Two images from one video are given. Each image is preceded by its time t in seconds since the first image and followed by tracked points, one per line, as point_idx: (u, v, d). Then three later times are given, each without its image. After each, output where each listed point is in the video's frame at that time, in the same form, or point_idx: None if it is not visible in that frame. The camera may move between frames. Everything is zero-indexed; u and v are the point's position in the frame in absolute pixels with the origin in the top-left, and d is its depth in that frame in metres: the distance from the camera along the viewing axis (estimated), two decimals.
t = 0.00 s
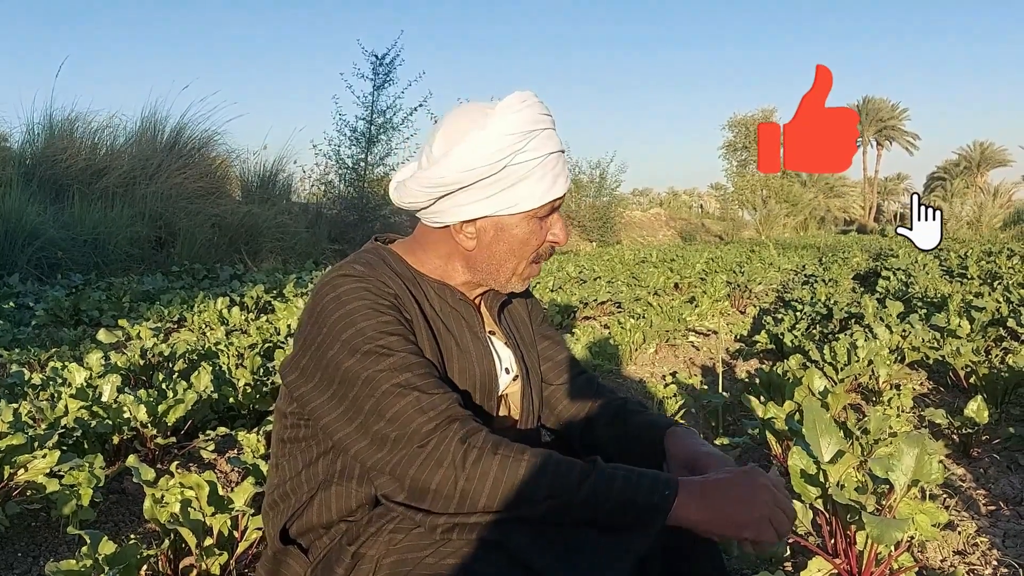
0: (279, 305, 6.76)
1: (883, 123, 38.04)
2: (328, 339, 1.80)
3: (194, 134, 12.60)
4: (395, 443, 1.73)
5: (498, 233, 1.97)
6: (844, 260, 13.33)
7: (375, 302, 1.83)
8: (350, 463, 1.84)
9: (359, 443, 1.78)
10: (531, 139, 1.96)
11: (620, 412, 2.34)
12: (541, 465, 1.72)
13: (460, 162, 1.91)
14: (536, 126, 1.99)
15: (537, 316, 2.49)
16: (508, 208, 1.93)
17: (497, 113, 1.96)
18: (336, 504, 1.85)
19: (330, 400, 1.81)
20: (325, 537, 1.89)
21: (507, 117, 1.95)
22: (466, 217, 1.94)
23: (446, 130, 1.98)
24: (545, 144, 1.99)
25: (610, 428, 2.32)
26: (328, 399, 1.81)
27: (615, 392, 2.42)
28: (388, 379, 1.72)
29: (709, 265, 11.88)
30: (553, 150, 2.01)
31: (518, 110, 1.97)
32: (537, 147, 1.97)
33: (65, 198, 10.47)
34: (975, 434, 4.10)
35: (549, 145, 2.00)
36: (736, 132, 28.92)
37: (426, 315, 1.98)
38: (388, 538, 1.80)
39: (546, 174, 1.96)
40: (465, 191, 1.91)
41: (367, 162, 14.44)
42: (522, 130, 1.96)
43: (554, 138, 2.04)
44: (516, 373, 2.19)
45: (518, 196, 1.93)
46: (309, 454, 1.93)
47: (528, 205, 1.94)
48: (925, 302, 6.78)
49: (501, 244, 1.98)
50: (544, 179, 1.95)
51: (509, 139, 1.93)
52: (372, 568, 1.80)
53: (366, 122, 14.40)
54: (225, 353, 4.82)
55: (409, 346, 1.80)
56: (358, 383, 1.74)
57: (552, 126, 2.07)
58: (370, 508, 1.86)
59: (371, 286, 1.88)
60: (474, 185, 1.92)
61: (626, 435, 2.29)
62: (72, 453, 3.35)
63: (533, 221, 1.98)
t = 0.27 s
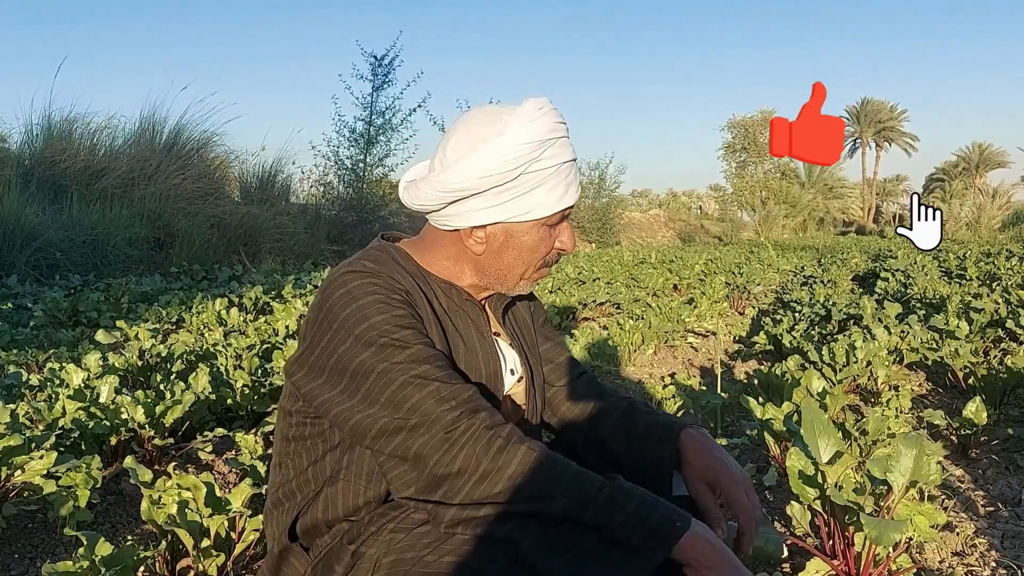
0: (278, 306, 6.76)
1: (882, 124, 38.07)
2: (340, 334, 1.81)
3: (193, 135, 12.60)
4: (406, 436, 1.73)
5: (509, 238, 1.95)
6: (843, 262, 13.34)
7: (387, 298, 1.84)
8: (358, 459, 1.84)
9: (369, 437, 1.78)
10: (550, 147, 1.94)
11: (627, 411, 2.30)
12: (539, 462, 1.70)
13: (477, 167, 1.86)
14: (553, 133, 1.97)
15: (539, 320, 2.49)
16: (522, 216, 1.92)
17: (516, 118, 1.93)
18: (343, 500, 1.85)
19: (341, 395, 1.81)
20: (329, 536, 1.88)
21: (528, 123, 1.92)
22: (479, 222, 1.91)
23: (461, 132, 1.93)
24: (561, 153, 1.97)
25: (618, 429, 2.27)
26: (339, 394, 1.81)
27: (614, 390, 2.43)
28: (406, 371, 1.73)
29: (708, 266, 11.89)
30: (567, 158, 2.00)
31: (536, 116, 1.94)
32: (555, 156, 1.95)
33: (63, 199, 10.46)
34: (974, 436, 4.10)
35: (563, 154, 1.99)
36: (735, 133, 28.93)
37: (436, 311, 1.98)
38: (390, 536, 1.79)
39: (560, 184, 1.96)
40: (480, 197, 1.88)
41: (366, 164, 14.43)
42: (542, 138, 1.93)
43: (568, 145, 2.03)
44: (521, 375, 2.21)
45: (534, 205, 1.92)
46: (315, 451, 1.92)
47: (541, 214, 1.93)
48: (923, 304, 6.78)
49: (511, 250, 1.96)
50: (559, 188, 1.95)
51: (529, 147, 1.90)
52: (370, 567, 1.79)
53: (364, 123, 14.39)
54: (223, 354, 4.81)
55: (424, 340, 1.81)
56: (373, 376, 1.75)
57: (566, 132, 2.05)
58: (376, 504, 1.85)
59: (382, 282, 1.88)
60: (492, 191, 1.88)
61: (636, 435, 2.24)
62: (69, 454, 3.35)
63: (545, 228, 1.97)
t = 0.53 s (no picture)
0: (277, 306, 6.76)
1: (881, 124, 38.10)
2: (367, 327, 1.76)
3: (192, 134, 12.59)
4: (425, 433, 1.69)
5: (527, 245, 1.94)
6: (842, 262, 13.35)
7: (416, 294, 1.80)
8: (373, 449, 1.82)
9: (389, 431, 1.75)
10: (570, 156, 1.92)
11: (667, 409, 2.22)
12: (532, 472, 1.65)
13: (494, 172, 1.86)
14: (576, 143, 1.95)
15: (558, 316, 2.47)
16: (539, 223, 1.90)
17: (539, 125, 1.92)
18: (350, 489, 1.86)
19: (363, 389, 1.76)
20: (330, 526, 1.86)
21: (549, 131, 1.91)
22: (494, 225, 1.91)
23: (484, 136, 1.93)
24: (583, 164, 1.95)
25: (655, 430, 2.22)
26: (361, 388, 1.77)
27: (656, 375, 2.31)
28: (434, 374, 1.68)
29: (707, 266, 11.90)
30: (590, 168, 1.98)
31: (560, 125, 1.93)
32: (576, 165, 1.93)
33: (62, 198, 10.45)
34: (972, 435, 4.10)
35: (586, 163, 1.97)
36: (734, 133, 28.95)
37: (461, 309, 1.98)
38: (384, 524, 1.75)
39: (581, 194, 1.94)
40: (497, 201, 1.88)
41: (366, 164, 14.40)
42: (563, 146, 1.91)
43: (594, 154, 2.00)
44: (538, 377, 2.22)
45: (551, 213, 1.90)
46: (330, 443, 1.88)
47: (559, 223, 1.91)
48: (922, 304, 6.79)
49: (525, 254, 1.95)
50: (578, 197, 1.92)
51: (549, 154, 1.89)
52: (353, 556, 1.76)
53: (363, 123, 14.38)
54: (221, 354, 4.81)
55: (455, 339, 1.76)
56: (401, 374, 1.70)
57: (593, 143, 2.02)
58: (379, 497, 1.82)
59: (410, 279, 1.85)
60: (509, 196, 1.87)
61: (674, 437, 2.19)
62: (68, 453, 3.35)
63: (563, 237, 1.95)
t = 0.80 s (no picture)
0: (275, 304, 6.76)
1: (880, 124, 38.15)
2: (422, 324, 1.69)
3: (190, 133, 12.57)
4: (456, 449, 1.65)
5: (586, 283, 1.77)
6: (840, 261, 13.38)
7: (476, 302, 1.73)
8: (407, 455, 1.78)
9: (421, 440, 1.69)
10: (645, 195, 1.73)
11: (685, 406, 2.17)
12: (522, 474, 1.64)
13: (560, 205, 1.68)
14: (655, 181, 1.75)
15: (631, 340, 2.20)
16: (602, 264, 1.73)
17: (615, 157, 1.71)
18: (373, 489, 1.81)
19: (403, 389, 1.70)
20: (342, 519, 1.82)
21: (629, 166, 1.71)
22: (553, 259, 1.74)
23: (554, 160, 1.74)
24: (658, 203, 1.75)
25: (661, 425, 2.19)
26: (402, 387, 1.70)
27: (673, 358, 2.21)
28: (480, 391, 1.64)
29: (704, 265, 11.91)
30: (665, 208, 1.78)
31: (639, 159, 1.72)
32: (651, 204, 1.74)
33: (60, 198, 10.44)
34: (970, 434, 4.10)
35: (663, 202, 1.77)
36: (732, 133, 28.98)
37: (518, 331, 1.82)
38: (400, 527, 1.72)
39: (651, 236, 1.75)
40: (559, 237, 1.71)
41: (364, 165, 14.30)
42: (640, 182, 1.72)
43: (673, 192, 1.80)
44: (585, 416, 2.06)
45: (617, 255, 1.72)
46: (362, 439, 1.82)
47: (625, 266, 1.74)
48: (920, 303, 6.80)
49: (586, 292, 1.78)
50: (649, 241, 1.74)
51: (623, 192, 1.70)
52: (360, 557, 1.73)
53: (362, 122, 14.37)
54: (219, 353, 4.80)
55: (506, 360, 1.71)
56: (446, 382, 1.65)
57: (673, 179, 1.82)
58: (396, 500, 1.79)
59: (476, 285, 1.77)
60: (573, 231, 1.69)
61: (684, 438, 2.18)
62: (65, 452, 3.34)
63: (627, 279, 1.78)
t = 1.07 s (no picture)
0: (274, 304, 6.75)
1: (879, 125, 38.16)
2: (473, 300, 1.73)
3: (189, 133, 12.56)
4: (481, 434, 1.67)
5: (663, 297, 1.77)
6: (838, 261, 13.38)
7: (528, 288, 1.75)
8: (437, 435, 1.80)
9: (456, 421, 1.72)
10: (732, 213, 1.74)
11: (702, 411, 2.27)
12: (525, 470, 1.64)
13: (647, 216, 1.69)
14: (744, 200, 1.76)
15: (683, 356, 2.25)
16: (681, 278, 1.74)
17: (703, 174, 1.73)
18: (403, 473, 1.85)
19: (446, 365, 1.74)
20: (369, 499, 1.87)
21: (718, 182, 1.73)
22: (629, 268, 1.75)
23: (641, 170, 1.75)
24: (744, 223, 1.76)
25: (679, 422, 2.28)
26: (445, 363, 1.74)
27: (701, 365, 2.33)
28: (513, 376, 1.66)
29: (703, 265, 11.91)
30: (750, 230, 1.79)
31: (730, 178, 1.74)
32: (736, 223, 1.75)
33: (59, 197, 10.44)
34: (968, 434, 4.10)
35: (749, 222, 1.78)
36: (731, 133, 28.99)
37: (580, 336, 1.82)
38: (416, 536, 1.78)
39: (733, 254, 1.76)
40: (639, 247, 1.71)
41: (363, 163, 14.32)
42: (728, 201, 1.74)
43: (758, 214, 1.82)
44: (627, 424, 2.08)
45: (697, 271, 1.73)
46: (400, 416, 1.86)
47: (704, 282, 1.74)
48: (918, 303, 6.81)
49: (660, 305, 1.78)
50: (731, 258, 1.75)
51: (711, 208, 1.71)
52: (375, 554, 1.80)
53: (361, 122, 14.36)
54: (218, 352, 4.80)
55: (549, 352, 1.73)
56: (482, 362, 1.67)
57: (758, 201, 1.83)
58: (419, 501, 1.83)
59: (533, 270, 1.80)
60: (657, 242, 1.70)
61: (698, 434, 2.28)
62: (64, 452, 3.34)
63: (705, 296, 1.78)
